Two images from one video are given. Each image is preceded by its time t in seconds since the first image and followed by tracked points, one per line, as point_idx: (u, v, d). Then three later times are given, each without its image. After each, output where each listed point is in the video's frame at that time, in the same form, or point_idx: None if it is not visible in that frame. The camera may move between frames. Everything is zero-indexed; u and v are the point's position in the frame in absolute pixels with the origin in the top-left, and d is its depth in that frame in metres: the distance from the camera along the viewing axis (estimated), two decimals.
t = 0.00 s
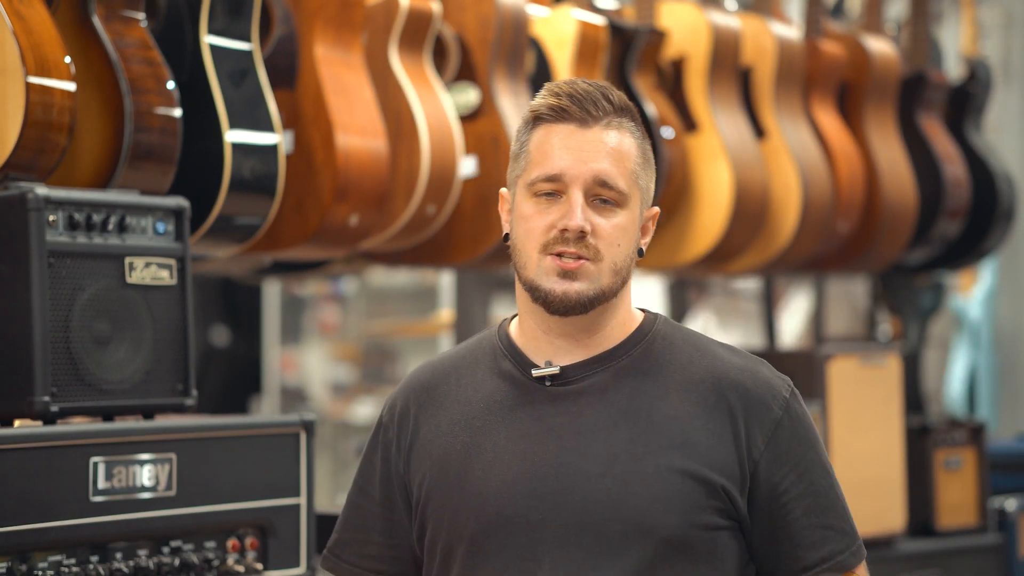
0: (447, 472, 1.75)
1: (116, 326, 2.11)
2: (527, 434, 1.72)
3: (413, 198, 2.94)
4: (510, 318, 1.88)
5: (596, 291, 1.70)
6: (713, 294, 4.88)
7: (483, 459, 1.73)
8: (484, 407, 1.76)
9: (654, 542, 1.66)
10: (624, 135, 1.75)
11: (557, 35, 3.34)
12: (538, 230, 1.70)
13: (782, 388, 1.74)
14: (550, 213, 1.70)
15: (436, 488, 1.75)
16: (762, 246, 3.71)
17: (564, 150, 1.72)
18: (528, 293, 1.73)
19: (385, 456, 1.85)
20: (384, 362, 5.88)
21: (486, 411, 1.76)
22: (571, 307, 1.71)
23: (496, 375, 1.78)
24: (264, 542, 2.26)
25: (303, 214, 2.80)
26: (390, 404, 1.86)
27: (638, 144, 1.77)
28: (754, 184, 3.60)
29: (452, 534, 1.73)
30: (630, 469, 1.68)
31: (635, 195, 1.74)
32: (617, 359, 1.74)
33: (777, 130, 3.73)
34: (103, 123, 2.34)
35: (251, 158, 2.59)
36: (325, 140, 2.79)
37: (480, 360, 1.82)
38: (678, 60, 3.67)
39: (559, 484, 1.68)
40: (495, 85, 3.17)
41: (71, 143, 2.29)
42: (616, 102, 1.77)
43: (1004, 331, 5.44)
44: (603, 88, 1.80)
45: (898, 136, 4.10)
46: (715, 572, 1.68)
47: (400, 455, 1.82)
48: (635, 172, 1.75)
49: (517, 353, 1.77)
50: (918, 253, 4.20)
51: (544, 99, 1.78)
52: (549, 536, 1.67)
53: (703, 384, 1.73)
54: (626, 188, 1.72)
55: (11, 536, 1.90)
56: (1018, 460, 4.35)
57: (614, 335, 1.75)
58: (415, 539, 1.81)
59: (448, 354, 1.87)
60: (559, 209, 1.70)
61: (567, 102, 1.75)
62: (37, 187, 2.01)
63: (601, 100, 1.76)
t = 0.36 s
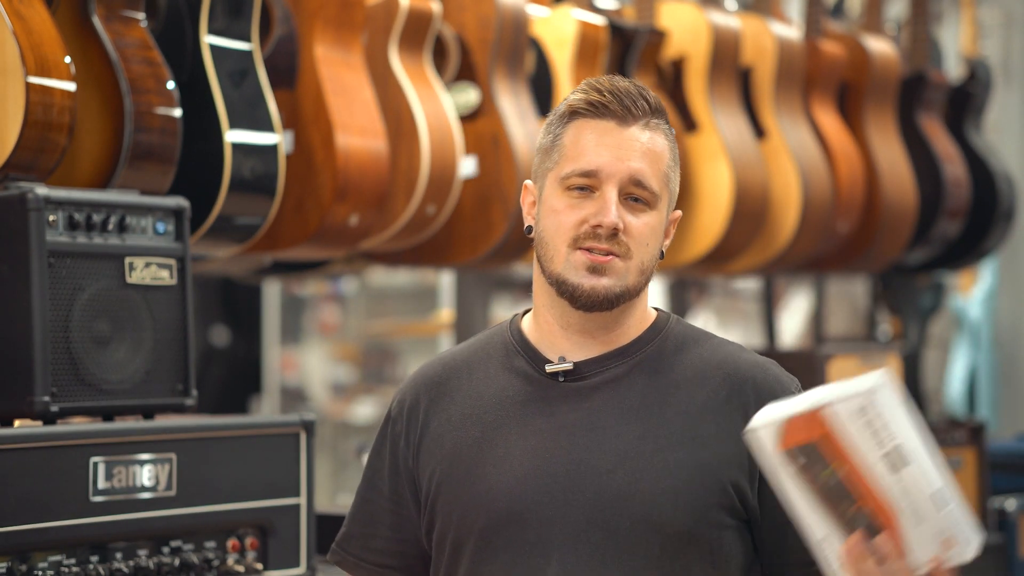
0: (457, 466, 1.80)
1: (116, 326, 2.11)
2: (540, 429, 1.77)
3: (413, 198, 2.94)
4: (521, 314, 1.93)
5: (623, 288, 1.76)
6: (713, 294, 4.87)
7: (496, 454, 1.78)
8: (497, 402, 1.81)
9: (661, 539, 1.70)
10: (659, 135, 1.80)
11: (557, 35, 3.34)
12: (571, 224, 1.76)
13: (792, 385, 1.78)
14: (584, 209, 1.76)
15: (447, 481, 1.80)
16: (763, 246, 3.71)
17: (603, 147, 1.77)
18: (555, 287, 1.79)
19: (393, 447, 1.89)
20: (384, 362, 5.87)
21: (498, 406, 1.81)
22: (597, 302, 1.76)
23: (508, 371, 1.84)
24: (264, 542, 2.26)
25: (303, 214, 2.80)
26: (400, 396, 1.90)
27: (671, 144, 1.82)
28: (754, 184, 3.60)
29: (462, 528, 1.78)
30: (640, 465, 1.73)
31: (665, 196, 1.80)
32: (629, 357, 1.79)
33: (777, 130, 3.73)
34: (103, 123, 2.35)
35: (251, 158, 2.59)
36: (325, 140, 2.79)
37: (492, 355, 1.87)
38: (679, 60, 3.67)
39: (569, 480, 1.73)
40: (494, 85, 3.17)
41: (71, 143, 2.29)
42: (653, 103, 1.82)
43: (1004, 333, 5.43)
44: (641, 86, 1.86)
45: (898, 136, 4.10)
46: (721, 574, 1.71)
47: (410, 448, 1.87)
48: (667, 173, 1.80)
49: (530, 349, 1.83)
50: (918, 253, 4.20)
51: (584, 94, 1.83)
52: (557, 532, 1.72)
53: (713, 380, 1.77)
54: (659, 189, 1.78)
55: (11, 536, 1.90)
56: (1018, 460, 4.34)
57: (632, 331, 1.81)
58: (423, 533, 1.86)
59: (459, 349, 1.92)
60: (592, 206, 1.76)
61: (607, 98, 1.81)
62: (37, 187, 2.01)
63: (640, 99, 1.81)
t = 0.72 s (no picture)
0: (469, 468, 1.79)
1: (116, 326, 2.11)
2: (554, 432, 1.78)
3: (413, 198, 2.94)
4: (528, 314, 1.94)
5: (635, 294, 1.75)
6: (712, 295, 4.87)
7: (510, 456, 1.78)
8: (509, 405, 1.81)
9: (678, 542, 1.72)
10: (666, 138, 1.82)
11: (557, 35, 3.34)
12: (580, 231, 1.76)
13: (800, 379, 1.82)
14: (594, 215, 1.76)
15: (458, 483, 1.79)
16: (762, 245, 3.71)
17: (611, 152, 1.78)
18: (567, 296, 1.78)
19: (397, 445, 1.87)
20: (383, 362, 5.90)
21: (510, 408, 1.81)
22: (609, 311, 1.76)
23: (519, 373, 1.84)
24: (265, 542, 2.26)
25: (303, 213, 2.80)
26: (405, 392, 1.89)
27: (677, 147, 1.84)
28: (754, 184, 3.60)
29: (474, 532, 1.77)
30: (656, 467, 1.74)
31: (673, 201, 1.80)
32: (642, 359, 1.81)
33: (776, 130, 3.74)
34: (103, 123, 2.35)
35: (251, 158, 2.59)
36: (325, 140, 2.79)
37: (502, 355, 1.87)
38: (678, 60, 3.68)
39: (585, 484, 1.74)
40: (495, 85, 3.17)
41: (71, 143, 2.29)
42: (659, 105, 1.84)
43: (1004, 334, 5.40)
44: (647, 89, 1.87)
45: (898, 136, 4.10)
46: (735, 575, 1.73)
47: (416, 447, 1.86)
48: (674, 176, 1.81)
49: (540, 350, 1.83)
50: (918, 253, 4.20)
51: (590, 97, 1.85)
52: (575, 536, 1.72)
53: (727, 382, 1.80)
54: (668, 193, 1.78)
55: (11, 536, 1.90)
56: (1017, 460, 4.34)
57: (643, 334, 1.82)
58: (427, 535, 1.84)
59: (465, 347, 1.92)
60: (601, 212, 1.76)
61: (614, 103, 1.82)
62: (37, 187, 2.01)
63: (647, 103, 1.83)
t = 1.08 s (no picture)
0: (488, 464, 1.81)
1: (116, 326, 2.11)
2: (573, 432, 1.80)
3: (413, 197, 2.94)
4: (539, 306, 1.95)
5: (658, 293, 1.77)
6: (712, 295, 4.87)
7: (530, 453, 1.80)
8: (527, 400, 1.83)
9: (692, 541, 1.77)
10: (689, 139, 1.82)
11: (557, 35, 3.34)
12: (606, 230, 1.76)
13: (805, 374, 1.88)
14: (619, 214, 1.76)
15: (475, 478, 1.81)
16: (762, 246, 3.71)
17: (636, 151, 1.78)
18: (589, 293, 1.79)
19: (405, 433, 1.86)
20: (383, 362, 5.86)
21: (529, 404, 1.83)
22: (633, 309, 1.77)
23: (535, 368, 1.85)
24: (265, 542, 2.26)
25: (303, 214, 2.80)
26: (415, 380, 1.88)
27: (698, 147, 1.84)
28: (754, 184, 3.60)
29: (493, 529, 1.79)
30: (671, 465, 1.79)
31: (694, 202, 1.82)
32: (658, 357, 1.84)
33: (776, 130, 3.74)
34: (103, 123, 2.35)
35: (251, 158, 2.59)
36: (325, 140, 2.79)
37: (516, 349, 1.88)
38: (679, 60, 3.68)
39: (604, 482, 1.77)
40: (495, 85, 3.17)
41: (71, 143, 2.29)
42: (682, 106, 1.84)
43: (1003, 334, 5.41)
44: (667, 90, 1.87)
45: (898, 136, 4.10)
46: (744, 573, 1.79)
47: (427, 439, 1.85)
48: (695, 176, 1.82)
49: (556, 345, 1.85)
50: (918, 253, 4.20)
51: (614, 98, 1.84)
52: (596, 535, 1.76)
53: (738, 379, 1.85)
54: (690, 194, 1.80)
55: (11, 536, 1.90)
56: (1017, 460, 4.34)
57: (658, 332, 1.85)
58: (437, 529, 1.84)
59: (475, 336, 1.92)
60: (627, 211, 1.76)
61: (639, 103, 1.82)
62: (37, 187, 2.01)
63: (670, 104, 1.83)
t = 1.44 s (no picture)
0: (479, 464, 1.83)
1: (116, 326, 2.11)
2: (563, 432, 1.81)
3: (413, 197, 2.94)
4: (531, 305, 1.97)
5: (644, 294, 1.78)
6: (712, 294, 4.87)
7: (520, 454, 1.81)
8: (518, 401, 1.85)
9: (680, 540, 1.77)
10: (674, 138, 1.83)
11: (557, 35, 3.34)
12: (591, 233, 1.77)
13: (794, 363, 1.87)
14: (605, 216, 1.77)
15: (466, 479, 1.83)
16: (762, 245, 3.71)
17: (620, 153, 1.79)
18: (577, 296, 1.80)
19: (399, 428, 1.88)
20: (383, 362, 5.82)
21: (520, 405, 1.85)
22: (620, 310, 1.78)
23: (526, 367, 1.87)
24: (265, 542, 2.26)
25: (303, 213, 2.80)
26: (408, 377, 1.90)
27: (684, 145, 1.85)
28: (754, 184, 3.60)
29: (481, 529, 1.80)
30: (655, 462, 1.79)
31: (681, 201, 1.82)
32: (647, 355, 1.85)
33: (777, 130, 3.74)
34: (103, 123, 2.35)
35: (251, 158, 2.59)
36: (325, 139, 2.79)
37: (507, 347, 1.90)
38: (679, 60, 3.68)
39: (591, 484, 1.78)
40: (495, 85, 3.16)
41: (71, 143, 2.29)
42: (666, 105, 1.85)
43: (1004, 333, 5.41)
44: (652, 89, 1.88)
45: (898, 136, 4.10)
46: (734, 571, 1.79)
47: (421, 439, 1.87)
48: (681, 176, 1.83)
49: (546, 345, 1.86)
50: (918, 253, 4.20)
51: (598, 99, 1.85)
52: (583, 535, 1.77)
53: (724, 372, 1.85)
54: (676, 194, 1.80)
55: (11, 537, 1.90)
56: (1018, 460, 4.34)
57: (649, 332, 1.85)
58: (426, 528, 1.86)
59: (468, 335, 1.93)
60: (612, 213, 1.77)
61: (622, 104, 1.83)
62: (37, 187, 2.01)
63: (654, 104, 1.83)
